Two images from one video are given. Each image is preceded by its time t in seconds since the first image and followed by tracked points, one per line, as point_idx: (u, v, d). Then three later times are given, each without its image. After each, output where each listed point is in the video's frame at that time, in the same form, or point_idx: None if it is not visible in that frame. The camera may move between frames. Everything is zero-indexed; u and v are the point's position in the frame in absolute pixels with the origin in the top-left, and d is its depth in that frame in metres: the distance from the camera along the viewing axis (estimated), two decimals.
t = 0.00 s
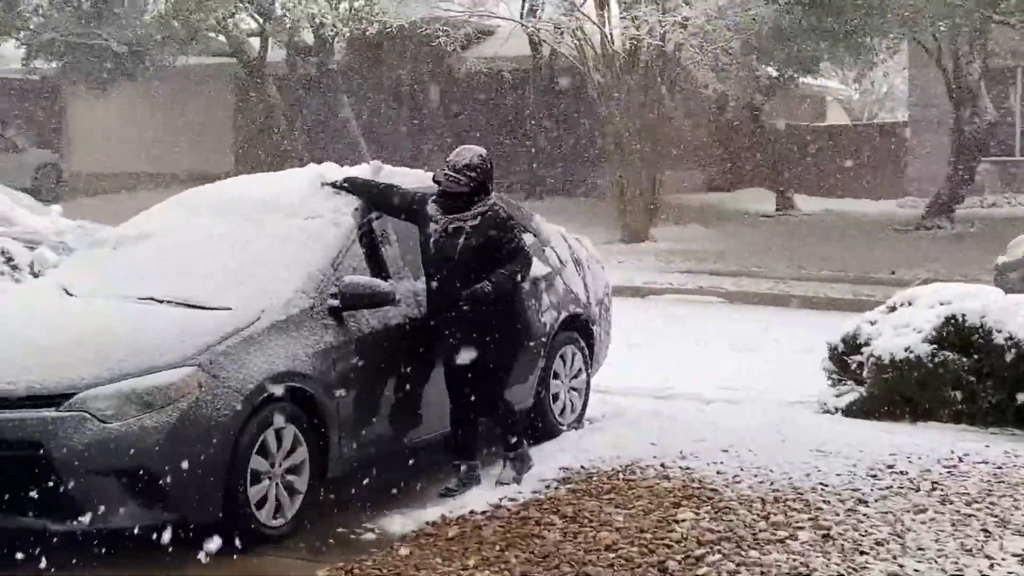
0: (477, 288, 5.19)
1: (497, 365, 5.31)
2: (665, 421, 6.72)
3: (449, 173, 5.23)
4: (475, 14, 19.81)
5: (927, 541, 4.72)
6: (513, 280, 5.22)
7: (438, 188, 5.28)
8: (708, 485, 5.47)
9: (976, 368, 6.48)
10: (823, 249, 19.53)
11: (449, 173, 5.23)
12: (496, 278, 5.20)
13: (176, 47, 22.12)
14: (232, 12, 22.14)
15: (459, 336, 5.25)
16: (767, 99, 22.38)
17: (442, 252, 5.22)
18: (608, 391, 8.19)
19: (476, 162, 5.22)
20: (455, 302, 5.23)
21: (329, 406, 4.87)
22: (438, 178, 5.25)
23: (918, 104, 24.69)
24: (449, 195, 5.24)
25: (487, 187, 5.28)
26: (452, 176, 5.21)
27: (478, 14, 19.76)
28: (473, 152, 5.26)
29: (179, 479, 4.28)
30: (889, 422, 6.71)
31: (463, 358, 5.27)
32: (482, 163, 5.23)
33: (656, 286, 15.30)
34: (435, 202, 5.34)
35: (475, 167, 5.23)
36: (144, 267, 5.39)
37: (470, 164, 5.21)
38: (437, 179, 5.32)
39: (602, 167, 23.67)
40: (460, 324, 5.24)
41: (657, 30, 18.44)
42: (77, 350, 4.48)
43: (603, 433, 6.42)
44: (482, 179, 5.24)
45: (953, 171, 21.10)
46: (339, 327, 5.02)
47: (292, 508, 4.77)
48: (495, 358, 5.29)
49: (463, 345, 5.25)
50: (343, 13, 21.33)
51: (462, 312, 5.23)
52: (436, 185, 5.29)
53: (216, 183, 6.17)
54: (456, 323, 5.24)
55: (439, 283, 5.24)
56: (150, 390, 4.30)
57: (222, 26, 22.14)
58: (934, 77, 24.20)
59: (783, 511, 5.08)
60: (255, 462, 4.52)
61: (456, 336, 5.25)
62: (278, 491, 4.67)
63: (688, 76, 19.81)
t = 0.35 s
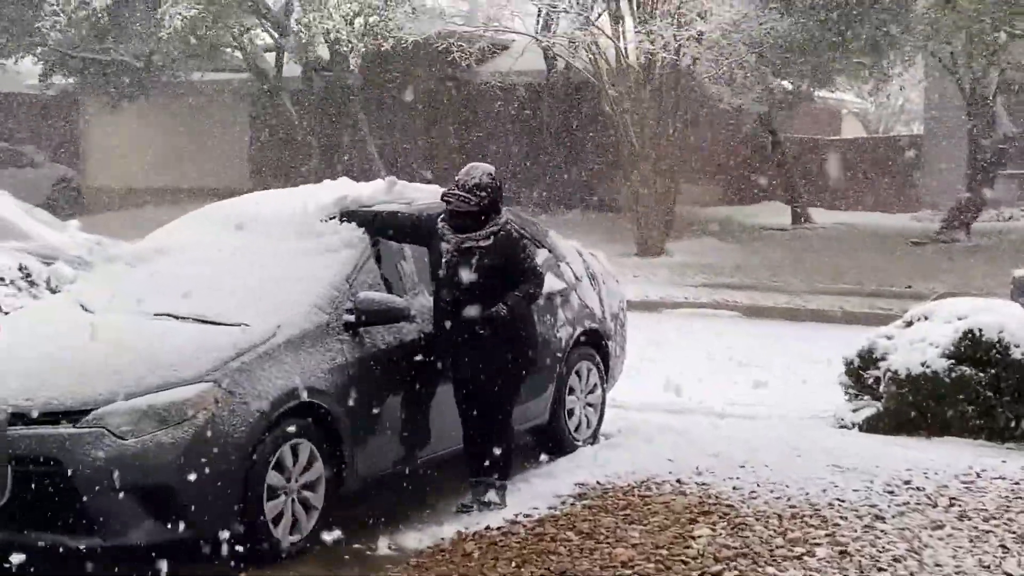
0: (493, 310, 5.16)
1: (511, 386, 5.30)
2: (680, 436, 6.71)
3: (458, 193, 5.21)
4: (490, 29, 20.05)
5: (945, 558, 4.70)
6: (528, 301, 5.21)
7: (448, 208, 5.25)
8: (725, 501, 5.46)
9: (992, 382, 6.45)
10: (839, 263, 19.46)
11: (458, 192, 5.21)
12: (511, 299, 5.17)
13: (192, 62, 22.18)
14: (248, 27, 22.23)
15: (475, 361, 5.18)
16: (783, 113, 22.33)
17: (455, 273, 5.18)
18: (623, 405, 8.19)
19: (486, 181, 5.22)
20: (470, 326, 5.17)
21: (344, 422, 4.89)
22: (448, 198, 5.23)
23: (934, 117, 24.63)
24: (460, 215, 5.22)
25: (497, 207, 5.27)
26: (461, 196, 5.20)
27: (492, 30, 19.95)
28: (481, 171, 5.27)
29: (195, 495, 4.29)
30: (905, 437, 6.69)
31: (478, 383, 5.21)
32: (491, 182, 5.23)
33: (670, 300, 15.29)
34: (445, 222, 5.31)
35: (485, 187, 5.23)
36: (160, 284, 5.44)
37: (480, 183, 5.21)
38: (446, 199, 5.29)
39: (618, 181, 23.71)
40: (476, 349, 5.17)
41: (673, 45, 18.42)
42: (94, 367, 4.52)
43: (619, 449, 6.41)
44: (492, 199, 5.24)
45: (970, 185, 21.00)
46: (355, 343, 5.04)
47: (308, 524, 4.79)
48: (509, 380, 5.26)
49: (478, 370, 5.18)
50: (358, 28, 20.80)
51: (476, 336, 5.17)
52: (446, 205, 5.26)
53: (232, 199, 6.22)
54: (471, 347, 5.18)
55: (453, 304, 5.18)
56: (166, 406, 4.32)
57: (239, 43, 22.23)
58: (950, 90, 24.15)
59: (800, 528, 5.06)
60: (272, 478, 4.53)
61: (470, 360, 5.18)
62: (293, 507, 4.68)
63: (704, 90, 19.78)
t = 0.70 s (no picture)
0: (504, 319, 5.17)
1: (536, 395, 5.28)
2: (694, 448, 6.69)
3: (449, 215, 5.10)
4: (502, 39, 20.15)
5: (959, 569, 4.67)
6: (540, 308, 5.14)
7: (443, 230, 5.16)
8: (738, 512, 5.44)
9: (1008, 393, 6.42)
10: (852, 272, 19.43)
11: (449, 213, 5.11)
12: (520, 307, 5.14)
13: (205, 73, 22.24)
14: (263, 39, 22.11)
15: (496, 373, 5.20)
16: (796, 123, 22.32)
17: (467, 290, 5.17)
18: (637, 416, 8.17)
19: (473, 196, 5.11)
20: (486, 341, 5.20)
21: (358, 434, 4.90)
22: (441, 221, 5.14)
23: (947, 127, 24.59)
24: (456, 235, 5.13)
25: (490, 217, 5.18)
26: (453, 216, 5.10)
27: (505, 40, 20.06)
28: (466, 186, 5.15)
29: (209, 507, 4.29)
30: (920, 449, 6.66)
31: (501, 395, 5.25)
32: (479, 195, 5.11)
33: (683, 310, 15.30)
34: (443, 244, 5.23)
35: (474, 202, 5.12)
36: (171, 296, 5.46)
37: (468, 200, 5.10)
38: (438, 221, 5.19)
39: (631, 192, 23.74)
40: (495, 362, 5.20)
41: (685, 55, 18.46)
42: (107, 381, 4.54)
43: (633, 460, 6.40)
44: (484, 211, 5.13)
45: (983, 194, 20.94)
46: (368, 355, 5.06)
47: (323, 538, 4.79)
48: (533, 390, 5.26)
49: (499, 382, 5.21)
50: (371, 39, 21.32)
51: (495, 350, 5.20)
52: (440, 228, 5.17)
53: (244, 212, 6.25)
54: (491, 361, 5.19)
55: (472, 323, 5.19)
56: (179, 419, 4.34)
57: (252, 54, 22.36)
58: (963, 99, 24.09)
59: (814, 539, 5.04)
60: (286, 490, 4.54)
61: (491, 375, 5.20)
62: (307, 519, 4.69)
63: (717, 100, 19.79)
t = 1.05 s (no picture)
0: (512, 324, 4.91)
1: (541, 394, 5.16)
2: (704, 456, 6.69)
3: (434, 233, 4.93)
4: (510, 48, 19.76)
5: None
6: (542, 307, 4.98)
7: (429, 249, 4.96)
8: (747, 521, 5.43)
9: (1017, 401, 6.41)
10: (861, 280, 19.38)
11: (433, 232, 4.94)
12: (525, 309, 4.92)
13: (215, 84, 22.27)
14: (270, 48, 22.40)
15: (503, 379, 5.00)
16: (803, 131, 22.27)
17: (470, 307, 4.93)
18: (645, 425, 8.16)
19: (456, 208, 4.97)
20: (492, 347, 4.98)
21: (367, 443, 4.92)
22: (428, 241, 4.94)
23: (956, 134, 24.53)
24: (444, 252, 4.94)
25: (474, 228, 5.02)
26: (439, 233, 4.93)
27: (514, 49, 19.75)
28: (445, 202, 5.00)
29: (217, 517, 4.30)
30: (930, 457, 6.64)
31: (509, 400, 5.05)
32: (459, 207, 4.98)
33: (689, 319, 15.26)
34: (431, 265, 5.02)
35: (456, 215, 4.97)
36: (179, 305, 5.49)
37: (450, 213, 4.94)
38: (422, 242, 5.00)
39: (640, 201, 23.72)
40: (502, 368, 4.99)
41: (693, 62, 18.42)
42: (114, 390, 4.57)
43: (643, 469, 6.40)
44: (467, 223, 4.97)
45: (993, 201, 20.88)
46: (376, 364, 5.08)
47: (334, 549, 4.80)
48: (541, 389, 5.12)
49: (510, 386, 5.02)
50: (379, 48, 21.36)
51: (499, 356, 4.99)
52: (425, 248, 4.97)
53: (251, 223, 6.27)
54: (496, 369, 4.99)
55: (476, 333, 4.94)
56: (187, 429, 4.35)
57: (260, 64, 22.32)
58: (972, 106, 24.06)
59: (824, 547, 5.03)
60: (293, 499, 4.55)
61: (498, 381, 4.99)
62: (315, 528, 4.69)
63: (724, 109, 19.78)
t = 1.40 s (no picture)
0: (509, 340, 4.65)
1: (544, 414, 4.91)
2: (709, 463, 6.68)
3: (434, 249, 4.72)
4: (513, 54, 20.00)
5: None
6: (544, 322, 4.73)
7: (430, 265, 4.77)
8: (753, 528, 5.42)
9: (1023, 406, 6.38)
10: (866, 286, 19.38)
11: (434, 250, 4.73)
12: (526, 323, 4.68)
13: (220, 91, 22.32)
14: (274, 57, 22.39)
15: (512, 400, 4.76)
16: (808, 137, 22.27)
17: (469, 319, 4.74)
18: (651, 431, 8.16)
19: (455, 223, 4.74)
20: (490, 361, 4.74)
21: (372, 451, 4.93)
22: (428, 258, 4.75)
23: (961, 139, 24.51)
24: (445, 268, 4.75)
25: (477, 241, 4.80)
26: (440, 252, 4.72)
27: (517, 55, 19.97)
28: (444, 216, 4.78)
29: (222, 525, 4.30)
30: (936, 463, 6.63)
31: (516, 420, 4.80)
32: (459, 222, 4.74)
33: (695, 325, 15.28)
34: (434, 278, 4.83)
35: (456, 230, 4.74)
36: (183, 312, 5.52)
37: (449, 229, 4.72)
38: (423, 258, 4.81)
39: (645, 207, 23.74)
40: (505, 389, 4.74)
41: (697, 69, 18.42)
42: (117, 397, 4.59)
43: (648, 476, 6.39)
44: (468, 237, 4.76)
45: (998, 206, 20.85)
46: (380, 372, 5.09)
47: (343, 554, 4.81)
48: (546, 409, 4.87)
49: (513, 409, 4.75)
50: (385, 57, 21.05)
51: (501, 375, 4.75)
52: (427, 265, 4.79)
53: (256, 231, 6.29)
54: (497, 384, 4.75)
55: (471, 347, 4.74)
56: (191, 438, 4.36)
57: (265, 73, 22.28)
58: (977, 111, 24.05)
59: (829, 554, 5.02)
60: (299, 508, 4.57)
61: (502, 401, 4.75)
62: (321, 537, 4.70)
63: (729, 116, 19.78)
